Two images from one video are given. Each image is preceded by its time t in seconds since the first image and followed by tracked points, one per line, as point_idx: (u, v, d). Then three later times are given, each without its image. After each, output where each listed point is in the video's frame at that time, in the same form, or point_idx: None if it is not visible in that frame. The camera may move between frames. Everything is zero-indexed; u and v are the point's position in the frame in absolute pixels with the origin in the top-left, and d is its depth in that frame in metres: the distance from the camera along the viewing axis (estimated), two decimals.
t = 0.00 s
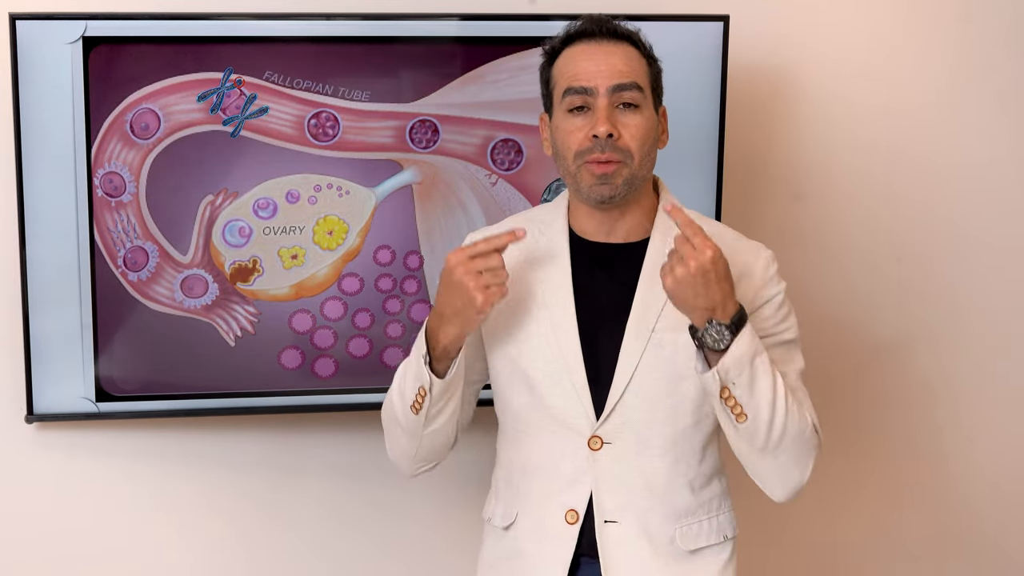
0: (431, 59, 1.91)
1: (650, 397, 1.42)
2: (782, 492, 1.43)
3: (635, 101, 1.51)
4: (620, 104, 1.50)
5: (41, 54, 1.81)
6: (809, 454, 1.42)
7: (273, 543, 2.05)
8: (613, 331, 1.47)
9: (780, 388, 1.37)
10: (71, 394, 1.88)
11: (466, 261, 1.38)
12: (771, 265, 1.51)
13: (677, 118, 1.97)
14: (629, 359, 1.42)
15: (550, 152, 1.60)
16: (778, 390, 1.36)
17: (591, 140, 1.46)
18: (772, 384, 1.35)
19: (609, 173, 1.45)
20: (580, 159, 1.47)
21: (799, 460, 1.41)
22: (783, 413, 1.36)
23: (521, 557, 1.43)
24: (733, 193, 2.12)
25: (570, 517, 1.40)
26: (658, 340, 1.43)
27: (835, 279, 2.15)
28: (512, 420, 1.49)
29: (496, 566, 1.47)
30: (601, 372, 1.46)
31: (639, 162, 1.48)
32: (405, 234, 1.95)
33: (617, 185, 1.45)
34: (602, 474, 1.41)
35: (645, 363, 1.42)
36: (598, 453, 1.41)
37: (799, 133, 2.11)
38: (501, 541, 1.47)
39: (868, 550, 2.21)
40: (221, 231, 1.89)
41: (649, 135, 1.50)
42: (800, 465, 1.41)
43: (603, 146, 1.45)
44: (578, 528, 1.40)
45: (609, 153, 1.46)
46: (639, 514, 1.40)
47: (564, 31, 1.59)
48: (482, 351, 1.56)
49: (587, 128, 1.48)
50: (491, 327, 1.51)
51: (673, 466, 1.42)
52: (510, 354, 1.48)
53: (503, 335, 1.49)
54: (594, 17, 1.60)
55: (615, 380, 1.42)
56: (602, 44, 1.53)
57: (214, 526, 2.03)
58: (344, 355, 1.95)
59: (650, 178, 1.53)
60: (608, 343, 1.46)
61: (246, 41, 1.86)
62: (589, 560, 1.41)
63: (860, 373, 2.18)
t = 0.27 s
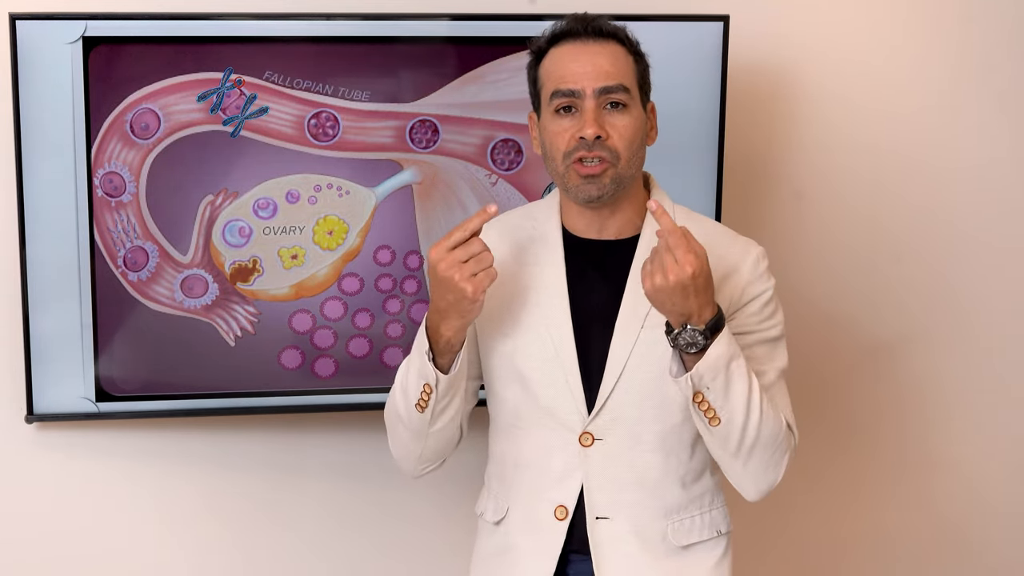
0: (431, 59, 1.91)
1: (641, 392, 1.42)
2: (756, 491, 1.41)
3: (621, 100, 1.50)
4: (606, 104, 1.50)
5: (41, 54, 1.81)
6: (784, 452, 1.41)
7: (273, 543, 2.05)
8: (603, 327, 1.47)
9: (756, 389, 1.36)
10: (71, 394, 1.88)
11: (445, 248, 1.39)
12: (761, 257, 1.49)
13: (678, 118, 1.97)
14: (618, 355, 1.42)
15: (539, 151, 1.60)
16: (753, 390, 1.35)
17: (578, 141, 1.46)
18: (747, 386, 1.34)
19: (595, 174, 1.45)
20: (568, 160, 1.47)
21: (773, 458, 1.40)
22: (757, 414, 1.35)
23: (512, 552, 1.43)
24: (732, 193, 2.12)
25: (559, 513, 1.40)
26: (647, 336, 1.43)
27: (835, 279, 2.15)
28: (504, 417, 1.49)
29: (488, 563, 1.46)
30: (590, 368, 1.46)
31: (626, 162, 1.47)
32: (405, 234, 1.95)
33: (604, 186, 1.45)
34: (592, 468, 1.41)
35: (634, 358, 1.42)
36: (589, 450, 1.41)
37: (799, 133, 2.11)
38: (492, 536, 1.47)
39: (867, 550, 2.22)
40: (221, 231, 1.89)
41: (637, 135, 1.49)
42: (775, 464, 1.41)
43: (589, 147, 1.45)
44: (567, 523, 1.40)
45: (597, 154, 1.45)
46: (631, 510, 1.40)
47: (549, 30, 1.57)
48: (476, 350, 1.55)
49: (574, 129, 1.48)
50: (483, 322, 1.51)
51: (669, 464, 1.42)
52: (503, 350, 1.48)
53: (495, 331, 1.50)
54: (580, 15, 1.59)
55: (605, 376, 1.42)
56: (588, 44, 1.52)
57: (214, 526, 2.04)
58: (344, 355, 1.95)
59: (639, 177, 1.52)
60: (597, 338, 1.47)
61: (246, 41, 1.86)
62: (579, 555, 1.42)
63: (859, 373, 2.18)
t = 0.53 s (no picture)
0: (431, 59, 1.91)
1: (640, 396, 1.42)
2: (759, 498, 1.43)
3: (612, 104, 1.50)
4: (598, 108, 1.50)
5: (41, 54, 1.81)
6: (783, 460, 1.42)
7: (274, 543, 2.05)
8: (600, 331, 1.47)
9: (750, 414, 1.35)
10: (71, 394, 1.88)
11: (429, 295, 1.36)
12: (755, 256, 1.49)
13: (677, 119, 1.97)
14: (617, 359, 1.42)
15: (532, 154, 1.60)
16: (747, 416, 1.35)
17: (570, 147, 1.47)
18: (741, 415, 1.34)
19: (589, 179, 1.46)
20: (559, 167, 1.48)
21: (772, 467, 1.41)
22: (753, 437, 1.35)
23: (515, 556, 1.43)
24: (732, 194, 2.12)
25: (562, 518, 1.40)
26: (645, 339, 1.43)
27: (833, 278, 2.15)
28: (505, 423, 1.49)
29: (491, 568, 1.47)
30: (589, 372, 1.46)
31: (619, 167, 1.48)
32: (404, 234, 1.95)
33: (597, 191, 1.46)
34: (593, 472, 1.41)
35: (633, 362, 1.42)
36: (590, 454, 1.41)
37: (798, 133, 2.11)
38: (495, 542, 1.47)
39: (866, 550, 2.22)
40: (221, 231, 1.89)
41: (628, 138, 1.50)
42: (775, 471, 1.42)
43: (582, 153, 1.46)
44: (570, 529, 1.40)
45: (588, 160, 1.46)
46: (632, 513, 1.40)
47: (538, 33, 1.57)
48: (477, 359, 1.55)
49: (566, 135, 1.49)
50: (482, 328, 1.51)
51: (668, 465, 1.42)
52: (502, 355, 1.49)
53: (494, 337, 1.50)
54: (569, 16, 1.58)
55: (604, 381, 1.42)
56: (577, 47, 1.52)
57: (215, 526, 2.04)
58: (344, 355, 1.95)
59: (633, 179, 1.53)
60: (596, 344, 1.47)
61: (246, 41, 1.86)
62: (582, 559, 1.42)
63: (859, 374, 2.18)
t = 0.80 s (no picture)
0: (431, 59, 1.91)
1: (640, 401, 1.41)
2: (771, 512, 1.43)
3: (609, 108, 1.50)
4: (594, 113, 1.50)
5: (42, 54, 1.81)
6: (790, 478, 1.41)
7: (274, 543, 2.06)
8: (600, 336, 1.47)
9: (750, 475, 1.35)
10: (71, 394, 1.88)
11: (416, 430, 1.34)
12: (754, 261, 1.47)
13: (677, 119, 1.97)
14: (617, 366, 1.42)
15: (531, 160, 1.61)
16: (747, 479, 1.34)
17: (566, 153, 1.48)
18: (739, 483, 1.33)
19: (585, 183, 1.46)
20: (556, 172, 1.49)
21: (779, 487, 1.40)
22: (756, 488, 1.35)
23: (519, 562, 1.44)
24: (733, 194, 2.12)
25: (567, 525, 1.41)
26: (645, 345, 1.42)
27: (833, 279, 2.15)
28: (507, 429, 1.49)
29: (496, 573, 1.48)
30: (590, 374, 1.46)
31: (616, 170, 1.48)
32: (405, 234, 1.95)
33: (594, 195, 1.46)
34: (597, 480, 1.41)
35: (633, 368, 1.42)
36: (592, 460, 1.41)
37: (798, 133, 2.11)
38: (499, 548, 1.47)
39: (866, 551, 2.22)
40: (221, 231, 1.89)
41: (625, 141, 1.50)
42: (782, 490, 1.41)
43: (578, 159, 1.47)
44: (575, 536, 1.41)
45: (586, 165, 1.47)
46: (635, 518, 1.41)
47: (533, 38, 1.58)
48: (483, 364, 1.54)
49: (562, 141, 1.49)
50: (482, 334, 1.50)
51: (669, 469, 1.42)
52: (500, 361, 1.48)
53: (494, 343, 1.49)
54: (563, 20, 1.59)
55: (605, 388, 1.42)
56: (573, 53, 1.53)
57: (215, 526, 2.04)
58: (344, 355, 1.95)
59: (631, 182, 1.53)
60: (596, 348, 1.47)
61: (246, 40, 1.86)
62: (586, 564, 1.42)
63: (859, 374, 2.18)
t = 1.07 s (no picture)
0: (431, 59, 1.91)
1: (643, 406, 1.41)
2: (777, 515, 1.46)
3: (609, 105, 1.50)
4: (594, 109, 1.50)
5: (42, 54, 1.81)
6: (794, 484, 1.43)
7: (274, 544, 2.06)
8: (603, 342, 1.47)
9: (755, 503, 1.36)
10: (71, 394, 1.88)
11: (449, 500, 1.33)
12: (755, 265, 1.47)
13: (678, 120, 1.97)
14: (620, 375, 1.41)
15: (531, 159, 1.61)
16: (751, 507, 1.36)
17: (566, 147, 1.48)
18: (744, 514, 1.35)
19: (585, 179, 1.47)
20: (556, 168, 1.49)
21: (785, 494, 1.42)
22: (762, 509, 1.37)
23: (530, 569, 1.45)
24: (733, 194, 2.12)
25: (573, 532, 1.41)
26: (648, 350, 1.42)
27: (833, 279, 2.15)
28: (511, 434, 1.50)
29: None
30: (590, 376, 1.46)
31: (615, 167, 1.48)
32: (405, 235, 1.95)
33: (593, 191, 1.46)
34: (600, 486, 1.42)
35: (636, 374, 1.41)
36: (597, 466, 1.42)
37: (798, 133, 2.11)
38: (507, 552, 1.49)
39: (867, 551, 2.22)
40: (221, 231, 1.89)
41: (625, 139, 1.50)
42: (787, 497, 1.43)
43: (578, 153, 1.47)
44: (582, 542, 1.41)
45: (585, 160, 1.46)
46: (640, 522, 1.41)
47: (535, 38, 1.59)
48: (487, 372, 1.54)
49: (562, 136, 1.49)
50: (483, 342, 1.50)
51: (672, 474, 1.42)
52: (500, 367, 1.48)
53: (496, 351, 1.49)
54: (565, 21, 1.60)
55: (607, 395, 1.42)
56: (574, 51, 1.53)
57: (215, 527, 2.04)
58: (344, 355, 1.95)
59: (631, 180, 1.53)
60: (599, 354, 1.46)
61: (246, 40, 1.86)
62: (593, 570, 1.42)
63: (858, 374, 2.18)
